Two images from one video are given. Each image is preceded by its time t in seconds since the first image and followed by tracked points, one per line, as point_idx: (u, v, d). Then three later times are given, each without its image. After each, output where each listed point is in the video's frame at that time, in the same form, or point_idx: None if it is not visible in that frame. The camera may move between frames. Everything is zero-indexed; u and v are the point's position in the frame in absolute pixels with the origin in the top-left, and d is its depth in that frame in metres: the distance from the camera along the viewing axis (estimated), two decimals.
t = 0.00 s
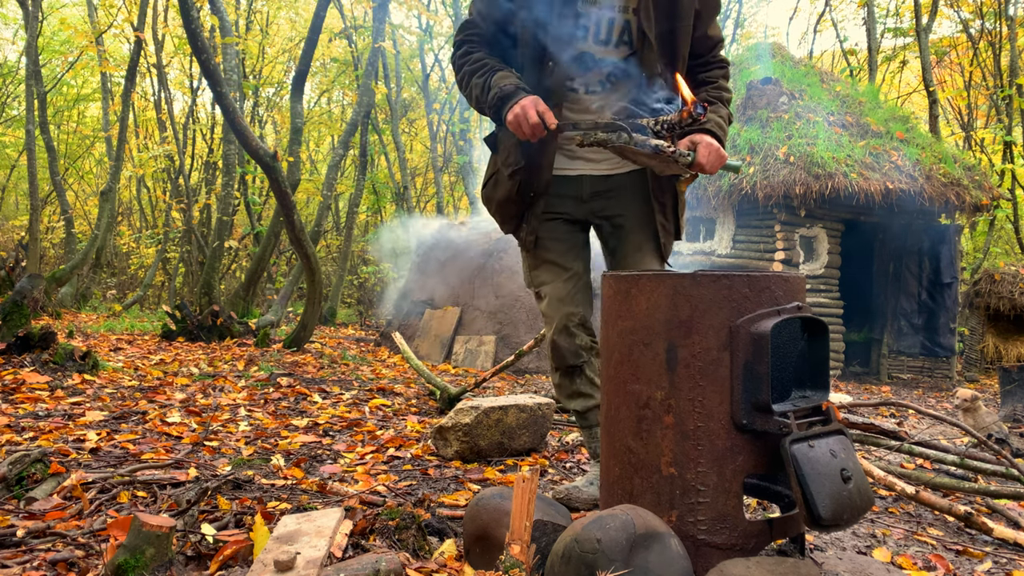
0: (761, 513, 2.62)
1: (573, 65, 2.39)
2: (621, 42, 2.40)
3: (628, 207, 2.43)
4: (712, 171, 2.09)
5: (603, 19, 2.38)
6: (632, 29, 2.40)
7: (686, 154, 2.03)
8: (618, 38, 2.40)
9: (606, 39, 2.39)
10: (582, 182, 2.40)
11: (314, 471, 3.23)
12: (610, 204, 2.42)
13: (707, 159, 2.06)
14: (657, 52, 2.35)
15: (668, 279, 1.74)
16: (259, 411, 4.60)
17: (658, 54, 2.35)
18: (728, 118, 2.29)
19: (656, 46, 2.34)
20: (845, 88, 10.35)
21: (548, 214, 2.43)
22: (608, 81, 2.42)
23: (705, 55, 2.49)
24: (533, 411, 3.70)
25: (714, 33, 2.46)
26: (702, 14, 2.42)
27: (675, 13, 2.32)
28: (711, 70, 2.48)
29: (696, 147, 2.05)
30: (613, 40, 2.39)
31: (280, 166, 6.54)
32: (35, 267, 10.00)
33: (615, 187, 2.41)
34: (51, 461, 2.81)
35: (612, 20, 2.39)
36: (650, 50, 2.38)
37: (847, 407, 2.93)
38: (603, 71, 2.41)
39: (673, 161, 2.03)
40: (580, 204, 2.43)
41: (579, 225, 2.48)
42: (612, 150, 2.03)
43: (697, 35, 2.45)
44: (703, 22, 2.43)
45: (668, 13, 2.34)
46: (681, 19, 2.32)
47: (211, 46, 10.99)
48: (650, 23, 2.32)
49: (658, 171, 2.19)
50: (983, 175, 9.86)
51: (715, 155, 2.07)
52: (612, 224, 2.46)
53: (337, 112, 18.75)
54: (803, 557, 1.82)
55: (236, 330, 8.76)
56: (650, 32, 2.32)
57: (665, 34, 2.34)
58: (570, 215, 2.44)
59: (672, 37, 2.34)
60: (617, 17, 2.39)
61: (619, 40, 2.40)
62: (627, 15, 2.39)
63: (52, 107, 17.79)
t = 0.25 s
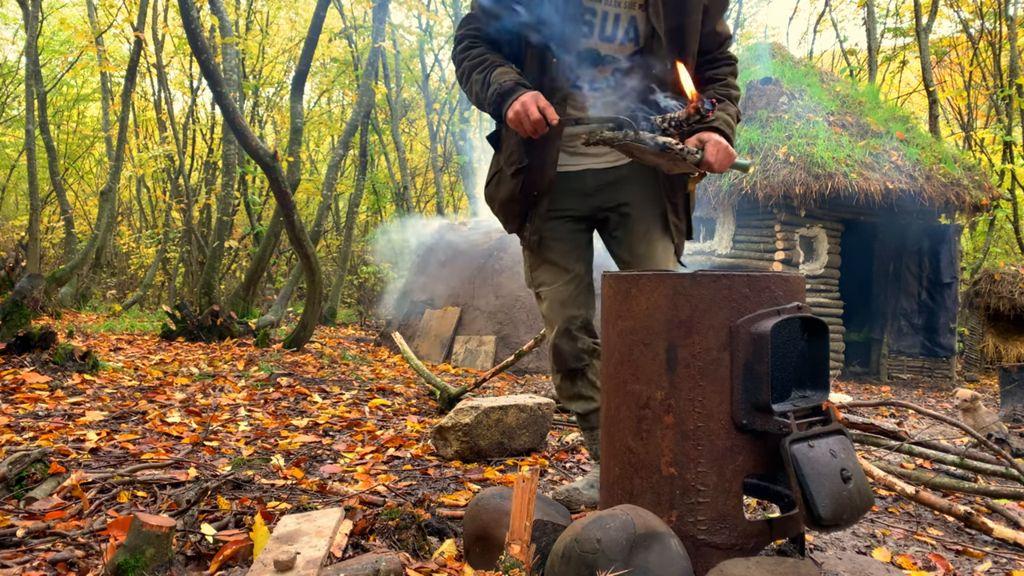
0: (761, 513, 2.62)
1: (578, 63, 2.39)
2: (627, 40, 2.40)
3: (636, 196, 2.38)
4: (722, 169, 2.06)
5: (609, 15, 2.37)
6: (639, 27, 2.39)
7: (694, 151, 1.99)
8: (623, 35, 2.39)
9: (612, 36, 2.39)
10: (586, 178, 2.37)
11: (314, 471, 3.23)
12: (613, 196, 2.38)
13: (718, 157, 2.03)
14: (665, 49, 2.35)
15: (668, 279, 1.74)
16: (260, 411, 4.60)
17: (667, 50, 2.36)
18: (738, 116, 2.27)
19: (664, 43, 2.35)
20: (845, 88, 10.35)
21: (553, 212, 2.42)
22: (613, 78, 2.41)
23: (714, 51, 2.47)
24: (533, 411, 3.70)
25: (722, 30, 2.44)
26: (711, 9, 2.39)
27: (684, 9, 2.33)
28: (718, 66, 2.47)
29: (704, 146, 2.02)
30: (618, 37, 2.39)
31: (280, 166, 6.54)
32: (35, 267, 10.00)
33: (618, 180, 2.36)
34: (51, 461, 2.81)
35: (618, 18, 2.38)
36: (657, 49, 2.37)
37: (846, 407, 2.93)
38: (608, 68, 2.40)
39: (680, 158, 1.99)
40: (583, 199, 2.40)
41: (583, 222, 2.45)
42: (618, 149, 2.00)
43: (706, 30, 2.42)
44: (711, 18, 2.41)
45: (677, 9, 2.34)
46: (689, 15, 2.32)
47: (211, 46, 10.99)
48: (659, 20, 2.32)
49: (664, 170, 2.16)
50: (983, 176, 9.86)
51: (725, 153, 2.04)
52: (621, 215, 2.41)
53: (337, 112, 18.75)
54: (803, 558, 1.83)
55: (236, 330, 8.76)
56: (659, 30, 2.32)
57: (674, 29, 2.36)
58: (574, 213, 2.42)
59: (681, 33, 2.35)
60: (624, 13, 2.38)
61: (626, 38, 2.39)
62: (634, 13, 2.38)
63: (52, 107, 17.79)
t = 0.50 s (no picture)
0: (761, 513, 2.62)
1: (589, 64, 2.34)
2: (638, 42, 2.34)
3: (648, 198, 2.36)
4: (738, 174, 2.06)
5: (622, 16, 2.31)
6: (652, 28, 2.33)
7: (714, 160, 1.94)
8: (636, 36, 2.34)
9: (623, 37, 2.33)
10: (597, 178, 2.35)
11: (314, 471, 3.23)
12: (625, 199, 2.36)
13: (734, 164, 2.03)
14: (680, 53, 2.32)
15: (668, 279, 1.74)
16: (259, 411, 4.60)
17: (681, 53, 2.32)
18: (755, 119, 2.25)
19: (679, 45, 2.30)
20: (846, 88, 10.35)
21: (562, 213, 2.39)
22: (624, 80, 2.36)
23: (729, 52, 2.44)
24: (533, 411, 3.70)
25: (738, 29, 2.39)
26: (726, 10, 2.37)
27: (699, 10, 2.31)
28: (734, 67, 2.43)
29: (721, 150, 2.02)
30: (629, 39, 2.33)
31: (280, 167, 6.54)
32: (35, 267, 10.00)
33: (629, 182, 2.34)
34: (51, 461, 2.81)
35: (630, 18, 2.32)
36: (672, 52, 2.32)
37: (846, 407, 2.93)
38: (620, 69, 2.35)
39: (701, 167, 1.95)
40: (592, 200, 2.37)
41: (592, 223, 2.41)
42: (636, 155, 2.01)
43: (722, 31, 2.39)
44: (727, 19, 2.38)
45: (692, 11, 2.32)
46: (704, 16, 2.30)
47: (211, 45, 10.98)
48: (673, 22, 2.28)
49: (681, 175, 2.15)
50: (983, 176, 9.85)
51: (741, 158, 2.05)
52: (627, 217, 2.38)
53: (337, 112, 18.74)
54: (803, 557, 1.83)
55: (236, 330, 8.76)
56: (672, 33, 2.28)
57: (689, 32, 2.33)
58: (584, 215, 2.39)
59: (696, 36, 2.32)
60: (636, 15, 2.32)
61: (638, 39, 2.34)
62: (647, 13, 2.32)
63: (52, 107, 17.79)
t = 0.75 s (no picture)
0: (761, 513, 2.63)
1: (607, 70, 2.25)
2: (657, 50, 2.27)
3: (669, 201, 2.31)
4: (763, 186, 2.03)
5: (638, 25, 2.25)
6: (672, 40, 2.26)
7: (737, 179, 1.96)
8: (654, 45, 2.27)
9: (641, 46, 2.26)
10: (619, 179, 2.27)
11: (314, 471, 3.23)
12: (648, 200, 2.30)
13: (757, 176, 2.00)
14: (699, 65, 2.26)
15: (669, 279, 1.74)
16: (259, 411, 4.60)
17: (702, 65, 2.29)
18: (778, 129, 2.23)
19: (697, 57, 2.24)
20: (846, 88, 10.35)
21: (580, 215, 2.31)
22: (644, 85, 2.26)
23: (753, 59, 2.36)
24: (533, 411, 3.70)
25: (762, 37, 2.33)
26: (749, 18, 2.30)
27: (720, 20, 2.27)
28: (757, 75, 2.35)
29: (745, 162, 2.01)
30: (647, 47, 2.26)
31: (280, 166, 6.54)
32: (35, 267, 10.00)
33: (651, 183, 2.26)
34: (51, 461, 2.81)
35: (648, 28, 2.26)
36: (692, 63, 2.25)
37: (847, 407, 2.93)
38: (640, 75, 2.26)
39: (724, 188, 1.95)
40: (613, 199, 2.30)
41: (612, 222, 2.34)
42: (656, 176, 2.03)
43: (744, 39, 2.33)
44: (750, 26, 2.31)
45: (712, 21, 2.29)
46: (725, 26, 2.26)
47: (211, 45, 10.99)
48: (690, 35, 2.23)
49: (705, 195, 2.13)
50: (983, 175, 9.85)
51: (765, 171, 2.00)
52: (646, 216, 2.33)
53: (337, 112, 18.74)
54: (803, 557, 1.83)
55: (236, 330, 8.76)
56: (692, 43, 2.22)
57: (709, 42, 2.30)
58: (604, 214, 2.31)
59: (716, 47, 2.29)
60: (654, 24, 2.26)
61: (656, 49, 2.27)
62: (666, 23, 2.26)
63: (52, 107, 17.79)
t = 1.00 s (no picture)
0: (761, 513, 2.63)
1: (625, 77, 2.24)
2: (676, 59, 2.24)
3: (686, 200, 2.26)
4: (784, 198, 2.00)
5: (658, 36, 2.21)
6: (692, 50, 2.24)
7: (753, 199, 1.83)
8: (672, 54, 2.24)
9: (658, 54, 2.24)
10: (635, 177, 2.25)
11: (314, 471, 3.23)
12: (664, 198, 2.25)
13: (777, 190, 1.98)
14: (722, 75, 2.20)
15: (668, 279, 1.74)
16: (259, 411, 4.61)
17: (723, 74, 2.20)
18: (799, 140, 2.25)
19: (719, 68, 2.18)
20: (846, 88, 10.35)
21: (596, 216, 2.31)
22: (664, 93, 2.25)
23: (776, 66, 2.34)
24: (533, 411, 3.71)
25: (785, 43, 2.29)
26: (772, 26, 2.25)
27: (743, 29, 2.18)
28: (780, 83, 2.34)
29: (763, 175, 1.98)
30: (665, 56, 2.23)
31: (280, 167, 6.54)
32: (35, 267, 10.00)
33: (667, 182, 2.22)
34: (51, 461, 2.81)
35: (666, 37, 2.22)
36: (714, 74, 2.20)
37: (847, 407, 2.93)
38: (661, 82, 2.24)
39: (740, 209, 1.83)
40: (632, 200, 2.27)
41: (628, 221, 2.32)
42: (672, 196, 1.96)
43: (767, 47, 2.29)
44: (773, 33, 2.27)
45: (735, 29, 2.20)
46: (748, 36, 2.18)
47: (211, 46, 10.98)
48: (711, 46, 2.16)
49: (719, 216, 2.06)
50: (983, 176, 9.85)
51: (786, 183, 1.98)
52: (662, 213, 2.28)
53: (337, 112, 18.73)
54: (803, 557, 1.83)
55: (236, 330, 8.77)
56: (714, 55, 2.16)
57: (732, 51, 2.21)
58: (621, 212, 2.30)
59: (738, 56, 2.20)
60: (673, 33, 2.22)
61: (675, 57, 2.24)
62: (685, 31, 2.22)
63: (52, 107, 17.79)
